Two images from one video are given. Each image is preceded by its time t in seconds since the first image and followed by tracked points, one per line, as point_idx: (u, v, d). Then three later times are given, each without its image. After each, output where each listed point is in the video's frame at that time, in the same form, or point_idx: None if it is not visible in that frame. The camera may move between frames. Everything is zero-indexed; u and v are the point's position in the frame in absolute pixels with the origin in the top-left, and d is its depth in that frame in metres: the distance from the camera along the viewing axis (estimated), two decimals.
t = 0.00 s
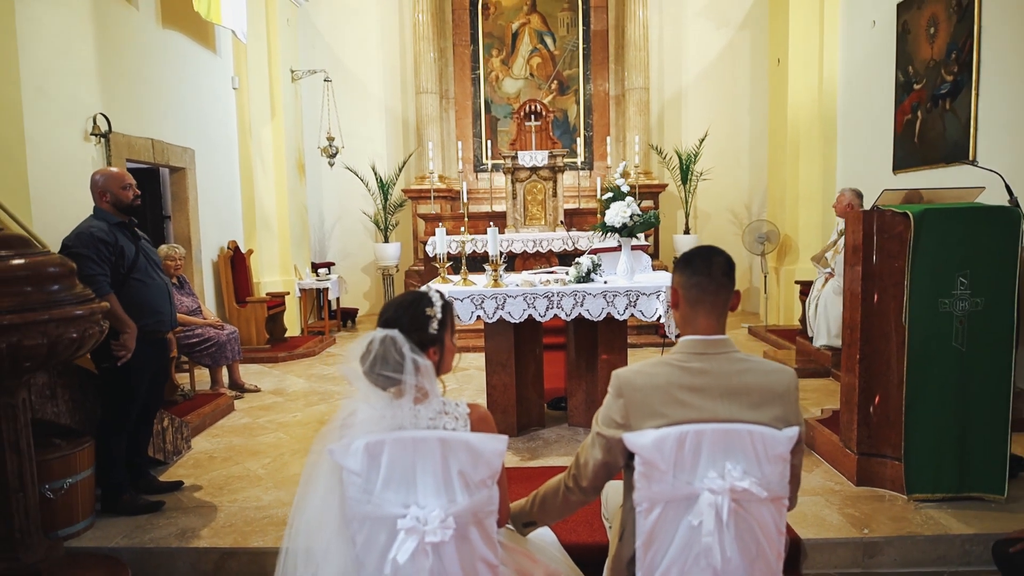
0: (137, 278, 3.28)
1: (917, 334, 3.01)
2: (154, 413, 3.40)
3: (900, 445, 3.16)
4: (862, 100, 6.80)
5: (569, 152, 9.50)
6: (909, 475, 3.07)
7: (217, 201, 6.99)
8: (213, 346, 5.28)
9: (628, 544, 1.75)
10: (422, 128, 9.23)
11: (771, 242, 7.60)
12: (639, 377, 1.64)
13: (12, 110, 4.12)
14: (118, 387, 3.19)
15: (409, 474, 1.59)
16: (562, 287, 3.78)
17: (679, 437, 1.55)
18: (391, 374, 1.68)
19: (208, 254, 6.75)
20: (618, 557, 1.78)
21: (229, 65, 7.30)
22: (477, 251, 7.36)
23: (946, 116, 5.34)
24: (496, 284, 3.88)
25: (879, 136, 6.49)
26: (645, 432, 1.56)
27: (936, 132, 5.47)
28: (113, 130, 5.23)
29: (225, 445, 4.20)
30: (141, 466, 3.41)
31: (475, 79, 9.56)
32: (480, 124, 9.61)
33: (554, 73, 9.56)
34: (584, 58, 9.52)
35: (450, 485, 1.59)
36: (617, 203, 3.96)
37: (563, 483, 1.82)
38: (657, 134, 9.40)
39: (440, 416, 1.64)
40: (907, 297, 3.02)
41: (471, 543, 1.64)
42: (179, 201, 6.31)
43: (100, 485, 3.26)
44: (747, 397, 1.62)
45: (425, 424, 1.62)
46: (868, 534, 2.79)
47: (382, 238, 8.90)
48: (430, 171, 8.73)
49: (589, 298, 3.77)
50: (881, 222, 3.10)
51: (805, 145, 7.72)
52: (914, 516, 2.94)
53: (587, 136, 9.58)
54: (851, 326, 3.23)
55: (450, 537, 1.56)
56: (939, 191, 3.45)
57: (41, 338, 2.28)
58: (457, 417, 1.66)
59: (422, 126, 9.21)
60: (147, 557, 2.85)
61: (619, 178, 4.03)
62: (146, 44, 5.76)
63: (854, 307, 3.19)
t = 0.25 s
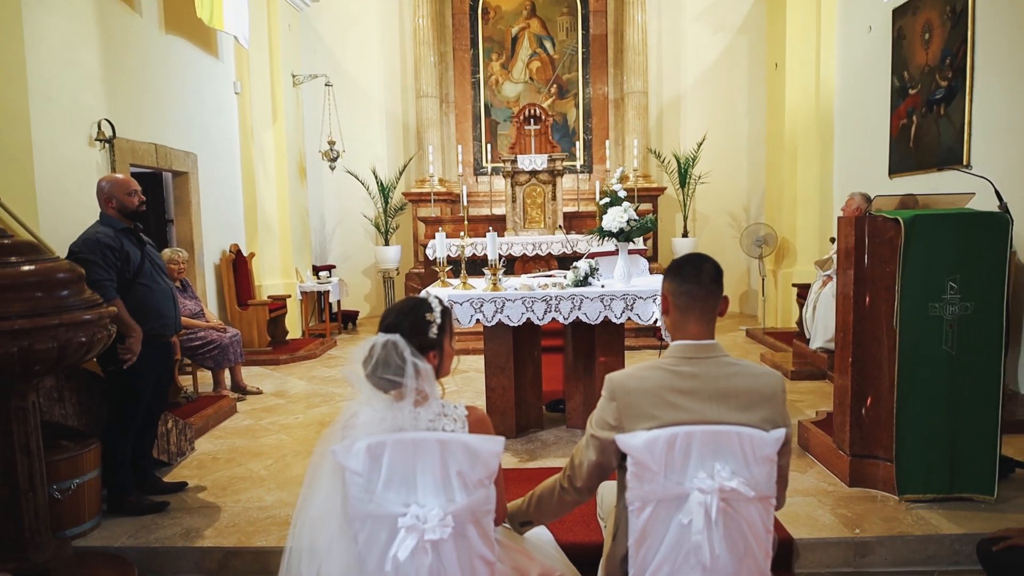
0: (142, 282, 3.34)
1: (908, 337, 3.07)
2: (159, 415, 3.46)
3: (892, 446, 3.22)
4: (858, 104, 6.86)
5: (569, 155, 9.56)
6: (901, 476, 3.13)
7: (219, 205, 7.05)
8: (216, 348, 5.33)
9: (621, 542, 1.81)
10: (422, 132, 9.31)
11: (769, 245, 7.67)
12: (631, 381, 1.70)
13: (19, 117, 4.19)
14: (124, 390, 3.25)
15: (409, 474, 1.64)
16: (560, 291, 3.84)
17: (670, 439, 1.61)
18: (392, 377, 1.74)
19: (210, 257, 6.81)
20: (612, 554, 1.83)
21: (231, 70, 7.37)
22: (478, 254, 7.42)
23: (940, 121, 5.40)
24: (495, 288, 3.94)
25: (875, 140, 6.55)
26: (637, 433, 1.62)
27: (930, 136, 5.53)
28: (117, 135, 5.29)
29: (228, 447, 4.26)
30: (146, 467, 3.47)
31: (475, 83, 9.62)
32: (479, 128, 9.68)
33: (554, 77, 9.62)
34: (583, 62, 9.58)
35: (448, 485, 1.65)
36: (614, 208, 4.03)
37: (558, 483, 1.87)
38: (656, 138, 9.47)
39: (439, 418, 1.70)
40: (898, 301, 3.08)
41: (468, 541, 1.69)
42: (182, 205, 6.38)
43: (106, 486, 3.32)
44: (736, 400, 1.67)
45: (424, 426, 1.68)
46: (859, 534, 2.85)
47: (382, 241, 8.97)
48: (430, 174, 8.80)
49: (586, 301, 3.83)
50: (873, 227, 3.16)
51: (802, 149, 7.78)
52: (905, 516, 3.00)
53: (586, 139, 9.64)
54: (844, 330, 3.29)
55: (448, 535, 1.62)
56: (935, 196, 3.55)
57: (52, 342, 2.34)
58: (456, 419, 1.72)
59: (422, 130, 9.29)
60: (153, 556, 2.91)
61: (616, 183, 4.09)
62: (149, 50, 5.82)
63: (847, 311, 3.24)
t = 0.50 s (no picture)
0: (146, 287, 3.41)
1: (898, 341, 3.12)
2: (162, 417, 3.52)
3: (883, 448, 3.27)
4: (854, 109, 6.93)
5: (568, 160, 9.63)
6: (892, 477, 3.18)
7: (221, 209, 7.11)
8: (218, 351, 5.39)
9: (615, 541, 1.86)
10: (422, 136, 9.38)
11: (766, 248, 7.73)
12: (622, 384, 1.76)
13: (25, 124, 4.26)
14: (128, 393, 3.31)
15: (408, 474, 1.70)
16: (557, 295, 3.90)
17: (659, 440, 1.66)
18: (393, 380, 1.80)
19: (212, 261, 6.87)
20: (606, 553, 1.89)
21: (233, 75, 7.44)
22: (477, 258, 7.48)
23: (934, 126, 5.46)
24: (493, 293, 4.00)
25: (870, 145, 6.62)
26: (628, 435, 1.68)
27: (925, 142, 5.59)
28: (121, 141, 5.35)
29: (230, 449, 4.31)
30: (150, 469, 3.53)
31: (475, 88, 9.69)
32: (479, 132, 9.75)
33: (553, 82, 9.69)
34: (582, 66, 9.65)
35: (447, 485, 1.71)
36: (611, 214, 4.09)
37: (553, 484, 1.93)
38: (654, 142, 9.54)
39: (437, 421, 1.77)
40: (888, 305, 3.14)
41: (465, 538, 1.75)
42: (184, 209, 6.44)
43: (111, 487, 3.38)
44: (723, 403, 1.74)
45: (422, 428, 1.75)
46: (850, 534, 2.90)
47: (382, 245, 9.03)
48: (430, 178, 8.88)
49: (583, 306, 3.89)
50: (863, 233, 3.21)
51: (800, 154, 7.85)
52: (896, 517, 3.05)
53: (586, 143, 9.71)
54: (836, 334, 3.35)
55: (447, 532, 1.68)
56: (927, 202, 3.62)
57: (60, 346, 2.40)
58: (453, 421, 1.78)
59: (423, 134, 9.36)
60: (157, 556, 2.97)
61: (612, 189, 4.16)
62: (153, 56, 5.89)
63: (840, 315, 3.30)
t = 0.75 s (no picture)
0: (151, 292, 3.46)
1: (890, 345, 3.18)
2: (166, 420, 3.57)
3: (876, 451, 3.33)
4: (850, 114, 6.99)
5: (567, 164, 9.69)
6: (884, 479, 3.23)
7: (222, 214, 7.17)
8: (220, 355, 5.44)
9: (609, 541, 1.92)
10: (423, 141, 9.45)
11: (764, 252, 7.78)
12: (615, 388, 1.81)
13: (31, 131, 4.32)
14: (133, 396, 3.36)
15: (408, 476, 1.75)
16: (555, 300, 3.96)
17: (651, 442, 1.71)
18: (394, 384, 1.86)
19: (214, 265, 6.93)
20: (600, 553, 1.94)
21: (235, 81, 7.51)
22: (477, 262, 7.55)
23: (929, 132, 5.52)
24: (492, 297, 4.05)
25: (866, 150, 6.68)
26: (621, 438, 1.73)
27: (919, 147, 5.65)
28: (124, 147, 5.41)
29: (232, 452, 4.36)
30: (154, 471, 3.58)
31: (475, 93, 9.76)
32: (478, 137, 9.81)
33: (552, 87, 9.76)
34: (581, 71, 9.72)
35: (445, 486, 1.76)
36: (608, 219, 4.15)
37: (549, 485, 1.98)
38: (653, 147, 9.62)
39: (436, 423, 1.82)
40: (880, 310, 3.20)
41: (463, 538, 1.80)
42: (187, 214, 6.50)
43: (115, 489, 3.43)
44: (713, 406, 1.79)
45: (422, 430, 1.80)
46: (842, 535, 2.95)
47: (383, 249, 9.08)
48: (430, 183, 8.95)
49: (581, 310, 3.95)
50: (855, 239, 3.27)
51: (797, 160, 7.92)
52: (888, 518, 3.10)
53: (585, 148, 9.78)
54: (830, 339, 3.40)
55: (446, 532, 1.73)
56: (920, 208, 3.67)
57: (67, 351, 2.45)
58: (451, 423, 1.84)
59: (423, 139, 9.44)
60: (161, 557, 3.02)
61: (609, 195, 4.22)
62: (156, 63, 5.96)
63: (833, 320, 3.35)
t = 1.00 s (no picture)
0: (155, 297, 3.52)
1: (882, 349, 3.23)
2: (169, 423, 3.62)
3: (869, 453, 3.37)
4: (847, 119, 7.04)
5: (566, 168, 9.75)
6: (877, 482, 3.28)
7: (224, 218, 7.23)
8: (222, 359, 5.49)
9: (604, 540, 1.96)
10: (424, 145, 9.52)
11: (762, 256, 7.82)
12: (609, 392, 1.86)
13: (36, 137, 4.38)
14: (136, 400, 3.41)
15: (408, 477, 1.80)
16: (553, 304, 4.01)
17: (645, 445, 1.76)
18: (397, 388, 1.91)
19: (216, 269, 6.98)
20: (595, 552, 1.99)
21: (236, 86, 7.57)
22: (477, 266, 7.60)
23: (924, 138, 5.58)
24: (491, 302, 4.11)
25: (862, 155, 6.73)
26: (615, 440, 1.78)
27: (915, 152, 5.71)
28: (127, 152, 5.47)
29: (234, 455, 4.41)
30: (157, 473, 3.63)
31: (475, 97, 9.82)
32: (478, 141, 9.87)
33: (552, 91, 9.82)
34: (581, 76, 9.78)
35: (444, 487, 1.81)
36: (605, 225, 4.20)
37: (546, 486, 2.03)
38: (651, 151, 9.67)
39: (435, 426, 1.88)
40: (873, 315, 3.24)
41: (462, 538, 1.85)
42: (189, 218, 6.56)
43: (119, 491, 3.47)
44: (705, 409, 1.84)
45: (421, 433, 1.85)
46: (835, 536, 3.00)
47: (384, 253, 9.14)
48: (431, 187, 9.01)
49: (579, 314, 4.00)
50: (849, 244, 3.30)
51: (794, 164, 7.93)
52: (881, 520, 3.15)
53: (584, 152, 9.84)
54: (824, 343, 3.45)
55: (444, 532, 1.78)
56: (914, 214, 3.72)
57: (75, 355, 2.51)
58: (450, 426, 1.89)
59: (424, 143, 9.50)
60: (166, 558, 3.07)
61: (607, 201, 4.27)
62: (159, 69, 6.02)
63: (827, 324, 3.40)
